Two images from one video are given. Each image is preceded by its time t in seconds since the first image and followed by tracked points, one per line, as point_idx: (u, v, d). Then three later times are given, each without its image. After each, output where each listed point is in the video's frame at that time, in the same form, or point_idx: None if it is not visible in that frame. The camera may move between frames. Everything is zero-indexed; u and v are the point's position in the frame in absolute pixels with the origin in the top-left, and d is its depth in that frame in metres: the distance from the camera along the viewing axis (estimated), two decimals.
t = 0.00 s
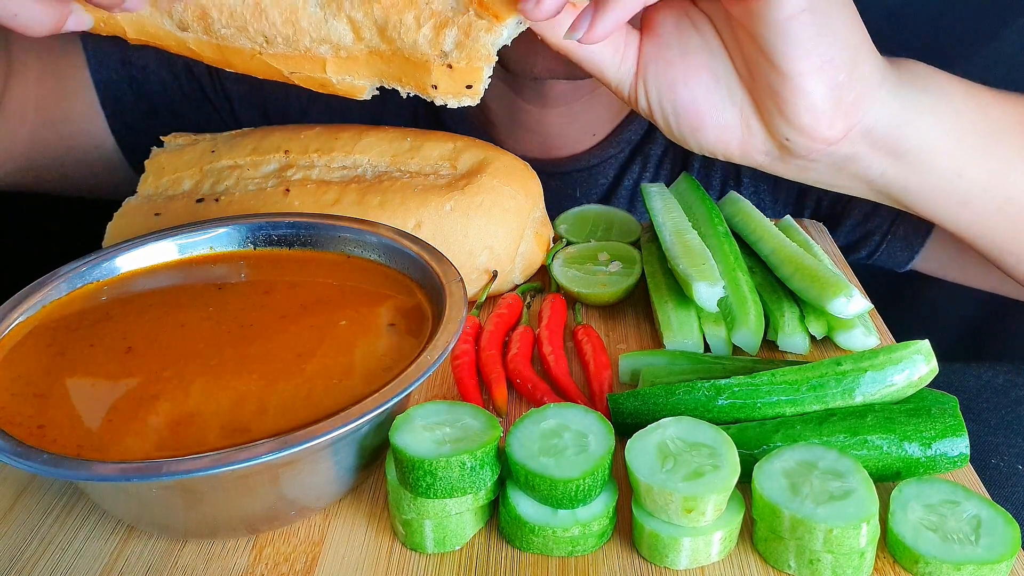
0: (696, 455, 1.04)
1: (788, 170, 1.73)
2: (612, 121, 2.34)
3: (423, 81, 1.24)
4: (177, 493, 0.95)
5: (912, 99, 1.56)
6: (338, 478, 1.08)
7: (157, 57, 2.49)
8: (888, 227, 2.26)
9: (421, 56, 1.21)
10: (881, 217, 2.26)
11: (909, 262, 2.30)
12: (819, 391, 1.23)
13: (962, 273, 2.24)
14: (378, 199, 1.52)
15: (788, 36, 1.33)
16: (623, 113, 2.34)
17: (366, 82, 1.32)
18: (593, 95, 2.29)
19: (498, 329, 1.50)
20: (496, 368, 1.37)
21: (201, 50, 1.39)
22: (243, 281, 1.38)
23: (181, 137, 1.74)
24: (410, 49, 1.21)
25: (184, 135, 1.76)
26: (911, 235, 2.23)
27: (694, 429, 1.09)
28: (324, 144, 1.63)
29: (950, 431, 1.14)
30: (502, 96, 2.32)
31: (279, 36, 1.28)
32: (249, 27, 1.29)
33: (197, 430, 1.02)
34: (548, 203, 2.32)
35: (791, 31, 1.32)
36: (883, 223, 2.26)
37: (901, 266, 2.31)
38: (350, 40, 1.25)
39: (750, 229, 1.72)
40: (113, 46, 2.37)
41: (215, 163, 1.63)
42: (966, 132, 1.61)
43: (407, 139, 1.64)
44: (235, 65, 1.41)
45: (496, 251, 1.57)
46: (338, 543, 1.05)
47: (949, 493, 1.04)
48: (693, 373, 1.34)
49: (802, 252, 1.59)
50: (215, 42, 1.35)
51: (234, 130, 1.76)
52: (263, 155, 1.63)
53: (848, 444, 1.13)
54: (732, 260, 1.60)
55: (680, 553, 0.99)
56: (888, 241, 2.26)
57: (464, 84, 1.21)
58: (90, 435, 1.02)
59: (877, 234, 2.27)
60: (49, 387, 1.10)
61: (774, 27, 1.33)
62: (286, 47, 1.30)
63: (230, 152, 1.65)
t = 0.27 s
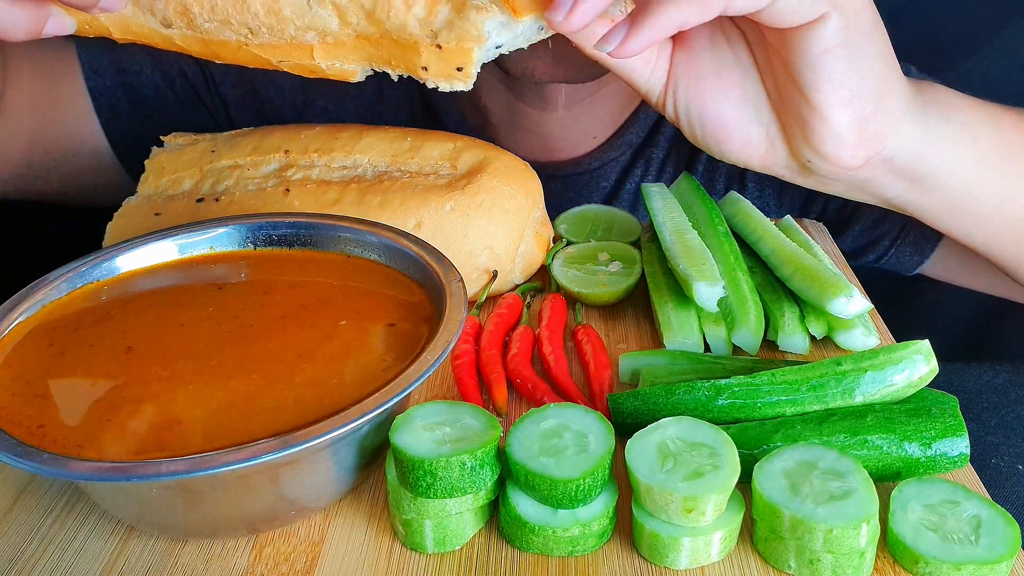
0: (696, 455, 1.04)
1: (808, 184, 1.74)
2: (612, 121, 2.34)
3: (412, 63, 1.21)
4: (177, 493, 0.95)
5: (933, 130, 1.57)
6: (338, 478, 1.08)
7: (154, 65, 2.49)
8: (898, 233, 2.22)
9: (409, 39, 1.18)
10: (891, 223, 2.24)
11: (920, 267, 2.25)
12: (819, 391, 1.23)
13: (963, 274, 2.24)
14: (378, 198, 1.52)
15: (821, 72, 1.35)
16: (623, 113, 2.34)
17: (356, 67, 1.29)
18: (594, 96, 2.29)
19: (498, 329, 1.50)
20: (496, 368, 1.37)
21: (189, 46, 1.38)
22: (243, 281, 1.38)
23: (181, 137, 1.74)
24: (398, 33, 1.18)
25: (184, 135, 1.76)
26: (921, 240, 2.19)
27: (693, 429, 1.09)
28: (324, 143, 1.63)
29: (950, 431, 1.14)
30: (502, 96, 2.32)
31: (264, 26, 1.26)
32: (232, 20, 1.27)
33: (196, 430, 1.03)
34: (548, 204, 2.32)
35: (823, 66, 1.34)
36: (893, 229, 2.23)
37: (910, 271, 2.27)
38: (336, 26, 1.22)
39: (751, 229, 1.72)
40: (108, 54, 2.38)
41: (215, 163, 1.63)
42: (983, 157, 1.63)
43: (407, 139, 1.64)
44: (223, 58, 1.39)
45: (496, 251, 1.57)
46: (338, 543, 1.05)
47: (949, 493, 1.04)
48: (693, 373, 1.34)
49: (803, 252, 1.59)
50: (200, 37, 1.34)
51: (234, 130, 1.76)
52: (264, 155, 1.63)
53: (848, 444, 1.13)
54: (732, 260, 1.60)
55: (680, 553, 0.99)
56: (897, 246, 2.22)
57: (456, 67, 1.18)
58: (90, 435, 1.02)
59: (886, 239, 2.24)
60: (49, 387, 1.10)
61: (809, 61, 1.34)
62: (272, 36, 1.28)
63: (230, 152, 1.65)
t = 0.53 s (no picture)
0: (696, 455, 1.04)
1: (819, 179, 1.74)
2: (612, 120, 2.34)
3: (320, 6, 1.05)
4: (177, 493, 0.95)
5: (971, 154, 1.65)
6: (338, 478, 1.08)
7: (142, 71, 2.37)
8: (911, 242, 2.21)
9: None
10: (904, 232, 2.22)
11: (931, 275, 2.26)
12: (819, 391, 1.23)
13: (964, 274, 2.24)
14: (378, 198, 1.52)
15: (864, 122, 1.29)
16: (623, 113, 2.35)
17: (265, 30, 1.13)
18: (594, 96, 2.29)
19: (498, 329, 1.50)
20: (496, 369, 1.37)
21: (95, 26, 1.20)
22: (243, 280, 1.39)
23: (180, 137, 1.74)
24: None
25: (183, 135, 1.76)
26: (935, 249, 2.18)
27: (693, 429, 1.09)
28: (324, 143, 1.63)
29: (950, 431, 1.14)
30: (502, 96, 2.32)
31: None
32: None
33: (196, 429, 1.03)
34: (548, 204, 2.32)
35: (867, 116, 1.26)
36: (905, 238, 2.22)
37: (919, 279, 2.28)
38: None
39: (751, 229, 1.72)
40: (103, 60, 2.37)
41: (215, 162, 1.63)
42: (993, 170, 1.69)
43: (407, 138, 1.64)
44: (133, 37, 1.22)
45: (496, 251, 1.57)
46: (338, 543, 1.06)
47: (949, 493, 1.04)
48: (693, 373, 1.34)
49: (803, 252, 1.59)
50: (102, 13, 1.17)
51: (234, 130, 1.76)
52: (264, 155, 1.63)
53: (847, 443, 1.13)
54: (732, 260, 1.60)
55: (679, 553, 0.99)
56: (910, 254, 2.21)
57: None
58: (90, 435, 1.02)
59: (898, 248, 2.23)
60: (49, 387, 1.10)
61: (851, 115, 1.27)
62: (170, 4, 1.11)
63: (229, 151, 1.65)
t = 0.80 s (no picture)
0: (696, 455, 1.04)
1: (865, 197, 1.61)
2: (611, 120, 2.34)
3: (314, 49, 1.21)
4: (177, 493, 0.95)
5: None
6: (338, 478, 1.08)
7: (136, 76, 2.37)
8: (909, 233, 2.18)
9: (301, 25, 1.18)
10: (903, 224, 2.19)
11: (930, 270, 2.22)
12: (819, 391, 1.23)
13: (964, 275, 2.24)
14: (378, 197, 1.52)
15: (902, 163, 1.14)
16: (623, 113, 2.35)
17: (261, 72, 1.28)
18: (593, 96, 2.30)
19: (498, 329, 1.50)
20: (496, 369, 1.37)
21: (100, 64, 1.34)
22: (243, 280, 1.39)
23: (180, 137, 1.74)
24: (288, 21, 1.18)
25: (183, 135, 1.76)
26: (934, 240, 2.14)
27: (693, 429, 1.09)
28: (324, 144, 1.63)
29: (950, 431, 1.14)
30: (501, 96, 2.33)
31: (163, 38, 1.24)
32: (132, 31, 1.24)
33: (196, 429, 1.03)
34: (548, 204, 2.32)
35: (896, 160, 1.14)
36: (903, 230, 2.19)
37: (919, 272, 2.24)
38: (230, 28, 1.22)
39: (751, 229, 1.72)
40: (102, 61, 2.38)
41: (215, 162, 1.63)
42: None
43: (407, 139, 1.64)
44: (135, 76, 1.36)
45: (496, 251, 1.57)
46: (338, 543, 1.05)
47: (949, 493, 1.04)
48: (693, 374, 1.34)
49: (803, 252, 1.59)
50: (108, 53, 1.31)
51: (233, 130, 1.76)
52: (264, 155, 1.62)
53: (847, 443, 1.13)
54: (732, 260, 1.60)
55: (679, 553, 0.99)
56: (908, 246, 2.18)
57: (354, 38, 1.18)
58: (91, 434, 1.02)
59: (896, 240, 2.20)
60: (49, 387, 1.10)
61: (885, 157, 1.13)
62: (171, 46, 1.25)
63: (230, 151, 1.64)
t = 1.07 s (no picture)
0: (696, 455, 1.05)
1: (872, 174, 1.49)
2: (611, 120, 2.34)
3: (307, 47, 1.16)
4: (177, 493, 0.95)
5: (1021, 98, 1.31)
6: (338, 478, 1.08)
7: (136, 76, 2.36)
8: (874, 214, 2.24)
9: (298, 23, 1.15)
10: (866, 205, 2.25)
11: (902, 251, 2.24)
12: (819, 391, 1.23)
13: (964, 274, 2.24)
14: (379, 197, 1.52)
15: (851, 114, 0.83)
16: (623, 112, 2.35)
17: (258, 75, 1.23)
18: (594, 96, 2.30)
19: (498, 329, 1.50)
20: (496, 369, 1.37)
21: (102, 69, 1.32)
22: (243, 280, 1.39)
23: (180, 137, 1.74)
24: (285, 19, 1.15)
25: (183, 135, 1.76)
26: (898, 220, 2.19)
27: (693, 429, 1.09)
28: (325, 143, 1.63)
29: (950, 431, 1.14)
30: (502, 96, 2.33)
31: (162, 40, 1.20)
32: (131, 35, 1.21)
33: (197, 429, 1.03)
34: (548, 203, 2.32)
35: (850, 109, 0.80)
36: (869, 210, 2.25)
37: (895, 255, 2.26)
38: (226, 29, 1.17)
39: (751, 229, 1.72)
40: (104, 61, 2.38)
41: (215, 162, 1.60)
42: None
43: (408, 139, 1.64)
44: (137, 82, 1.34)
45: (496, 251, 1.57)
46: (338, 543, 1.05)
47: (949, 493, 1.04)
48: (693, 374, 1.34)
49: (803, 252, 1.59)
50: (108, 57, 1.27)
51: (233, 131, 1.76)
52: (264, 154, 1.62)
53: (847, 443, 1.13)
54: (732, 260, 1.60)
55: (679, 553, 0.99)
56: (876, 227, 2.22)
57: (348, 35, 1.15)
58: (91, 434, 1.02)
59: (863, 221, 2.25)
60: (49, 387, 1.10)
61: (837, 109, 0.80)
62: (170, 50, 1.22)
63: (229, 151, 1.62)
